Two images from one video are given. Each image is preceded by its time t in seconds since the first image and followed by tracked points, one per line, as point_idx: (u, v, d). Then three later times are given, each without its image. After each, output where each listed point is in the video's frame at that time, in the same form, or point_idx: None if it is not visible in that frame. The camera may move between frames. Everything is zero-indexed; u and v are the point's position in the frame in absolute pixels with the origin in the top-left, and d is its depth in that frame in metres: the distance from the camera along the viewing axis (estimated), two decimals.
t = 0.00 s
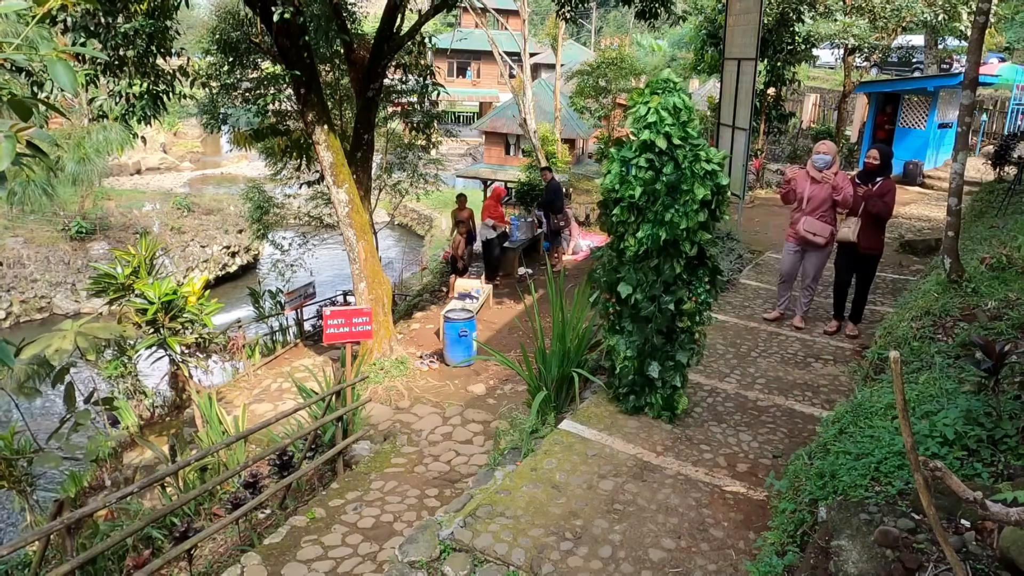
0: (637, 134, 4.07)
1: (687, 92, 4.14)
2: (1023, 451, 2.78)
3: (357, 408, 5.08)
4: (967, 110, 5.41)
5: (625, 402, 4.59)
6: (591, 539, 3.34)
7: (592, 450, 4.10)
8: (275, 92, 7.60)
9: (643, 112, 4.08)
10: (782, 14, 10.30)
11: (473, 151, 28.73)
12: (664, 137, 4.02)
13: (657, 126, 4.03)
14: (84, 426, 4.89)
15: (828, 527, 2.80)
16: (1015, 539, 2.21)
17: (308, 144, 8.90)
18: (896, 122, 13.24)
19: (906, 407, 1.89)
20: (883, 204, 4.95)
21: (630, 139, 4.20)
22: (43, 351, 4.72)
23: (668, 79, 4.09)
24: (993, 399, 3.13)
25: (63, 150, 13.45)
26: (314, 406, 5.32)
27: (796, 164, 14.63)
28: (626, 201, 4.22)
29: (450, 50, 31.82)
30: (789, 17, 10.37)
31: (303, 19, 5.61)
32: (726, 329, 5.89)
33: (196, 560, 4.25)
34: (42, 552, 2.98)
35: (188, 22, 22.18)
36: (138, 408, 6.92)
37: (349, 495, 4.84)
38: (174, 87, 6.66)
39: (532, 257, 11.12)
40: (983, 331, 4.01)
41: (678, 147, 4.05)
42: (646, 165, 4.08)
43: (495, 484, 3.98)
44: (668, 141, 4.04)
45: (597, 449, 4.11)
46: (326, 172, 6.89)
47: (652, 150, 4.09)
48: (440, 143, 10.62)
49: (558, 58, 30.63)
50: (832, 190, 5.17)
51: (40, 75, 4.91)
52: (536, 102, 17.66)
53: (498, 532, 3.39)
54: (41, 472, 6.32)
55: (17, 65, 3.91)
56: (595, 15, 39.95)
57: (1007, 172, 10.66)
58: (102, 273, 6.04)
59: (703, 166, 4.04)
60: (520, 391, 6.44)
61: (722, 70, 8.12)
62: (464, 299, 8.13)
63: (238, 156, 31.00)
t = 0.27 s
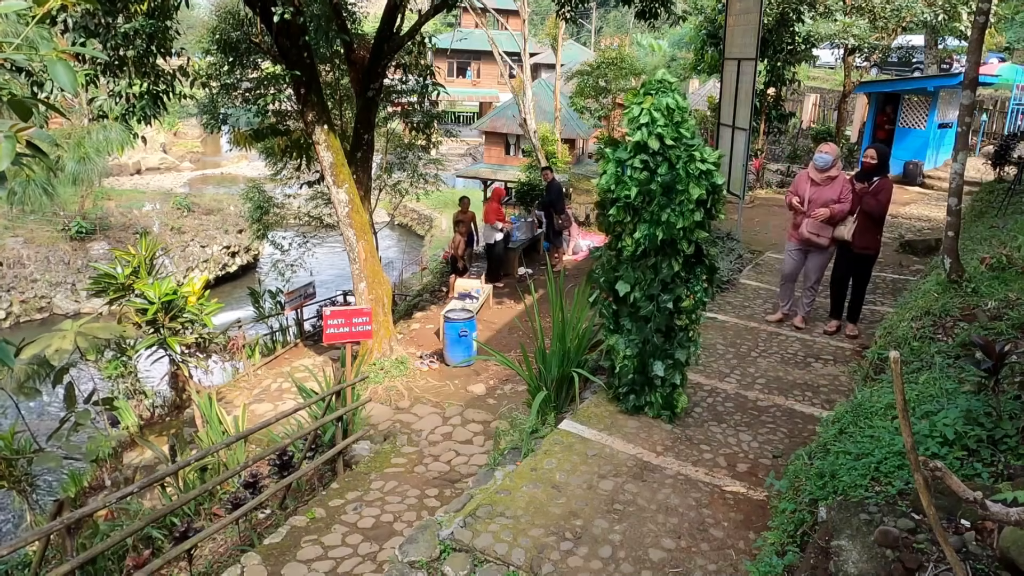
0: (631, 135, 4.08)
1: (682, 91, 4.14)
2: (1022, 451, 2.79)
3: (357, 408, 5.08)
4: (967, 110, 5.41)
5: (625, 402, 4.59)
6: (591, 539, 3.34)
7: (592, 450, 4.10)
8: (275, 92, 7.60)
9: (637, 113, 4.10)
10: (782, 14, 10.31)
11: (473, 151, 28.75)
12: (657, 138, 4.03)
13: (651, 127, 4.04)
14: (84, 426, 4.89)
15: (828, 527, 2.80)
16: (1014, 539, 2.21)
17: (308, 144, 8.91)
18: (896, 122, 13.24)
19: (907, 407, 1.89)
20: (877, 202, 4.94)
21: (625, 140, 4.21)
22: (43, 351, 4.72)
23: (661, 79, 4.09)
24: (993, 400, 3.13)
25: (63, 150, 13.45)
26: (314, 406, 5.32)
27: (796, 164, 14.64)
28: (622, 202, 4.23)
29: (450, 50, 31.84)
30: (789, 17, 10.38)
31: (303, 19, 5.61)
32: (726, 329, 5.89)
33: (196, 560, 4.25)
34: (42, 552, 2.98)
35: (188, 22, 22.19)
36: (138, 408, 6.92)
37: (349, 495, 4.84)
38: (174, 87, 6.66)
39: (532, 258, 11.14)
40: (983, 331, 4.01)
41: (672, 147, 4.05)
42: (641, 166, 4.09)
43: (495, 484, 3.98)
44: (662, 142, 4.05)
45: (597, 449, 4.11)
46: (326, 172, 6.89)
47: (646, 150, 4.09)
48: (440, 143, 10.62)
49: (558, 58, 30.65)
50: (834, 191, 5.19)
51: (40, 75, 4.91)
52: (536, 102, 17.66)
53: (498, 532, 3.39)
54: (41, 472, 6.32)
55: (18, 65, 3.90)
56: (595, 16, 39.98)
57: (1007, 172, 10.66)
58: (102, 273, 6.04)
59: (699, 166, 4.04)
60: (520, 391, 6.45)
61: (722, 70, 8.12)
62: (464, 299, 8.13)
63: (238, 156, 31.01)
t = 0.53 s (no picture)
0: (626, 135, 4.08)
1: (676, 89, 4.13)
2: (1022, 451, 2.79)
3: (357, 408, 5.08)
4: (967, 110, 5.40)
5: (626, 402, 4.58)
6: (591, 539, 3.34)
7: (592, 450, 4.10)
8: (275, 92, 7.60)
9: (631, 113, 4.09)
10: (782, 14, 10.31)
11: (473, 151, 28.75)
12: (652, 138, 4.03)
13: (644, 127, 4.04)
14: (84, 426, 4.89)
15: (828, 527, 2.80)
16: (1015, 539, 2.21)
17: (308, 144, 8.92)
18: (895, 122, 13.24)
19: (907, 407, 1.89)
20: (884, 204, 4.94)
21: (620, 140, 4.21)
22: (43, 351, 4.72)
23: (655, 79, 4.08)
24: (993, 400, 3.13)
25: (63, 150, 13.45)
26: (314, 406, 5.32)
27: (796, 164, 14.64)
28: (619, 201, 4.24)
29: (450, 50, 31.84)
30: (789, 17, 10.38)
31: (303, 19, 5.61)
32: (726, 329, 5.89)
33: (196, 560, 4.25)
34: (42, 552, 2.98)
35: (188, 22, 22.21)
36: (138, 408, 6.92)
37: (349, 495, 4.84)
38: (174, 87, 6.66)
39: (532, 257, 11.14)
40: (983, 331, 4.01)
41: (668, 146, 4.05)
42: (637, 166, 4.10)
43: (495, 484, 3.98)
44: (656, 142, 4.05)
45: (597, 449, 4.11)
46: (326, 172, 6.89)
47: (641, 150, 4.09)
48: (440, 143, 10.62)
49: (558, 58, 30.66)
50: (831, 191, 5.16)
51: (40, 75, 4.90)
52: (536, 102, 17.66)
53: (498, 532, 3.39)
54: (41, 471, 6.32)
55: (18, 66, 3.90)
56: (595, 16, 39.98)
57: (1007, 172, 10.66)
58: (102, 273, 6.04)
59: (695, 164, 4.05)
60: (520, 391, 6.44)
61: (722, 70, 8.12)
62: (464, 299, 8.13)
63: (238, 156, 31.02)
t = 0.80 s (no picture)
0: (622, 134, 4.08)
1: (673, 88, 4.13)
2: (1022, 451, 2.79)
3: (356, 408, 5.08)
4: (967, 110, 5.40)
5: (626, 401, 4.58)
6: (591, 539, 3.34)
7: (592, 450, 4.10)
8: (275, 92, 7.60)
9: (627, 112, 4.09)
10: (782, 14, 10.31)
11: (473, 151, 28.75)
12: (647, 136, 4.03)
13: (639, 125, 4.04)
14: (84, 426, 4.89)
15: (828, 527, 2.80)
16: (1015, 539, 2.21)
17: (308, 144, 8.92)
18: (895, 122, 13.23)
19: (907, 407, 1.89)
20: (890, 208, 4.93)
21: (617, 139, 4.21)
22: (43, 351, 4.72)
23: (652, 78, 4.08)
24: (993, 400, 3.13)
25: (63, 150, 13.45)
26: (314, 406, 5.32)
27: (796, 163, 14.64)
28: (617, 201, 4.24)
29: (450, 50, 31.83)
30: (789, 17, 10.38)
31: (303, 19, 5.60)
32: (726, 329, 5.89)
33: (196, 560, 4.25)
34: (42, 552, 2.98)
35: (188, 22, 22.22)
36: (138, 408, 6.92)
37: (349, 495, 4.84)
38: (174, 87, 6.66)
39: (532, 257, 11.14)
40: (984, 331, 4.01)
41: (664, 144, 4.05)
42: (634, 165, 4.10)
43: (495, 484, 3.98)
44: (652, 140, 4.05)
45: (597, 449, 4.11)
46: (326, 172, 6.89)
47: (638, 149, 4.10)
48: (440, 143, 10.62)
49: (558, 58, 30.66)
50: (834, 190, 5.16)
51: (39, 75, 4.90)
52: (536, 102, 17.65)
53: (498, 532, 3.39)
54: (41, 471, 6.32)
55: (18, 67, 3.90)
56: (595, 16, 39.99)
57: (1007, 172, 10.66)
58: (102, 273, 6.03)
59: (692, 162, 4.06)
60: (520, 391, 6.45)
61: (722, 70, 8.12)
62: (464, 299, 8.12)
63: (238, 156, 31.02)
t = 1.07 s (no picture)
0: (625, 129, 4.13)
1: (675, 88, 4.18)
2: (1022, 451, 2.79)
3: (356, 408, 5.08)
4: (967, 110, 5.40)
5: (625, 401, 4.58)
6: (591, 539, 3.34)
7: (592, 450, 4.10)
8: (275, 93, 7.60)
9: (629, 109, 4.14)
10: (782, 14, 10.31)
11: (473, 151, 28.75)
12: (650, 132, 4.08)
13: (641, 122, 4.09)
14: (84, 426, 4.89)
15: (828, 527, 2.80)
16: (1014, 539, 2.21)
17: (308, 144, 8.92)
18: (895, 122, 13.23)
19: (907, 407, 1.89)
20: (895, 209, 4.95)
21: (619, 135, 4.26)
22: (43, 351, 4.72)
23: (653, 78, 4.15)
24: (993, 400, 3.13)
25: (63, 150, 13.45)
26: (314, 406, 5.32)
27: (796, 164, 14.64)
28: (616, 196, 4.25)
29: (450, 50, 31.81)
30: (789, 17, 10.38)
31: (303, 19, 5.60)
32: (726, 329, 5.89)
33: (196, 560, 4.25)
34: (42, 552, 2.98)
35: (188, 22, 22.21)
36: (138, 408, 6.92)
37: (349, 495, 4.84)
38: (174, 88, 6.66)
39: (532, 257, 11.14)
40: (984, 331, 4.01)
41: (664, 141, 4.09)
42: (635, 159, 4.13)
43: (495, 484, 3.98)
44: (654, 136, 4.09)
45: (597, 449, 4.11)
46: (326, 172, 6.89)
47: (640, 144, 4.13)
48: (440, 143, 10.62)
49: (558, 58, 30.65)
50: (837, 191, 5.14)
51: (39, 75, 4.90)
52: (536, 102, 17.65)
53: (498, 532, 3.39)
54: (41, 471, 6.32)
55: (18, 67, 3.89)
56: (595, 16, 39.99)
57: (1007, 172, 10.66)
58: (102, 273, 6.03)
59: (692, 159, 4.07)
60: (520, 391, 6.45)
61: (722, 70, 8.12)
62: (464, 299, 8.13)
63: (238, 156, 31.02)
